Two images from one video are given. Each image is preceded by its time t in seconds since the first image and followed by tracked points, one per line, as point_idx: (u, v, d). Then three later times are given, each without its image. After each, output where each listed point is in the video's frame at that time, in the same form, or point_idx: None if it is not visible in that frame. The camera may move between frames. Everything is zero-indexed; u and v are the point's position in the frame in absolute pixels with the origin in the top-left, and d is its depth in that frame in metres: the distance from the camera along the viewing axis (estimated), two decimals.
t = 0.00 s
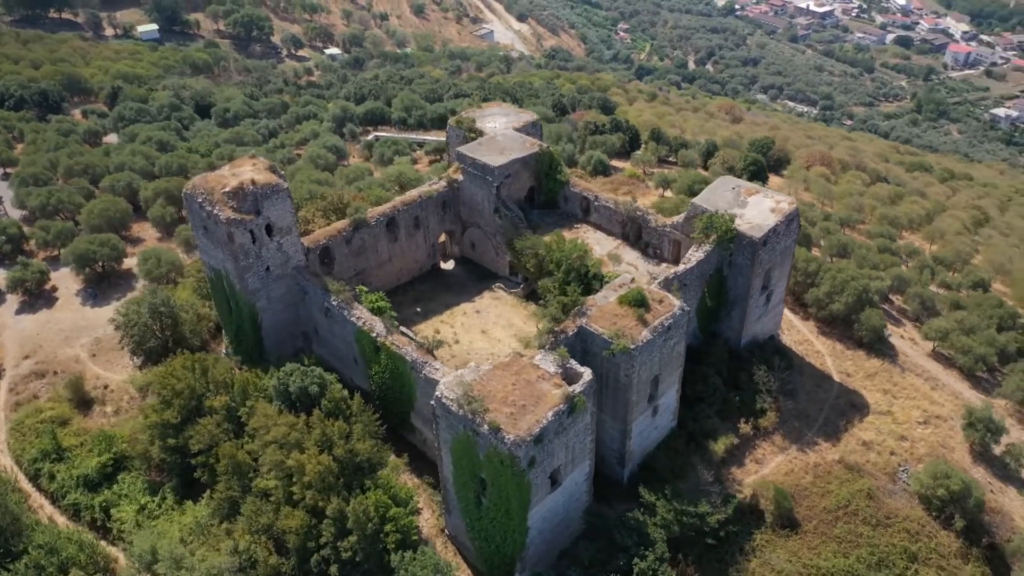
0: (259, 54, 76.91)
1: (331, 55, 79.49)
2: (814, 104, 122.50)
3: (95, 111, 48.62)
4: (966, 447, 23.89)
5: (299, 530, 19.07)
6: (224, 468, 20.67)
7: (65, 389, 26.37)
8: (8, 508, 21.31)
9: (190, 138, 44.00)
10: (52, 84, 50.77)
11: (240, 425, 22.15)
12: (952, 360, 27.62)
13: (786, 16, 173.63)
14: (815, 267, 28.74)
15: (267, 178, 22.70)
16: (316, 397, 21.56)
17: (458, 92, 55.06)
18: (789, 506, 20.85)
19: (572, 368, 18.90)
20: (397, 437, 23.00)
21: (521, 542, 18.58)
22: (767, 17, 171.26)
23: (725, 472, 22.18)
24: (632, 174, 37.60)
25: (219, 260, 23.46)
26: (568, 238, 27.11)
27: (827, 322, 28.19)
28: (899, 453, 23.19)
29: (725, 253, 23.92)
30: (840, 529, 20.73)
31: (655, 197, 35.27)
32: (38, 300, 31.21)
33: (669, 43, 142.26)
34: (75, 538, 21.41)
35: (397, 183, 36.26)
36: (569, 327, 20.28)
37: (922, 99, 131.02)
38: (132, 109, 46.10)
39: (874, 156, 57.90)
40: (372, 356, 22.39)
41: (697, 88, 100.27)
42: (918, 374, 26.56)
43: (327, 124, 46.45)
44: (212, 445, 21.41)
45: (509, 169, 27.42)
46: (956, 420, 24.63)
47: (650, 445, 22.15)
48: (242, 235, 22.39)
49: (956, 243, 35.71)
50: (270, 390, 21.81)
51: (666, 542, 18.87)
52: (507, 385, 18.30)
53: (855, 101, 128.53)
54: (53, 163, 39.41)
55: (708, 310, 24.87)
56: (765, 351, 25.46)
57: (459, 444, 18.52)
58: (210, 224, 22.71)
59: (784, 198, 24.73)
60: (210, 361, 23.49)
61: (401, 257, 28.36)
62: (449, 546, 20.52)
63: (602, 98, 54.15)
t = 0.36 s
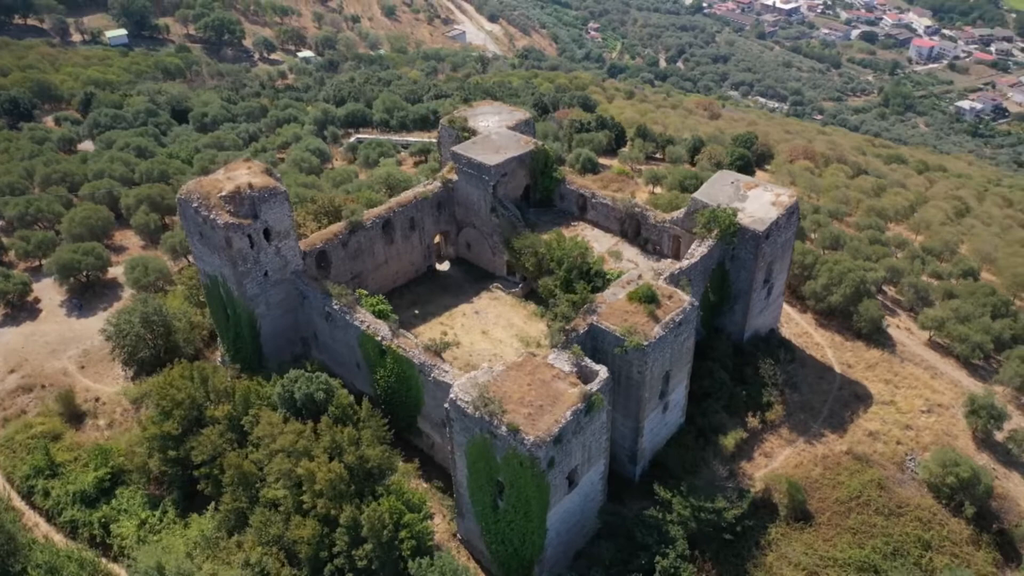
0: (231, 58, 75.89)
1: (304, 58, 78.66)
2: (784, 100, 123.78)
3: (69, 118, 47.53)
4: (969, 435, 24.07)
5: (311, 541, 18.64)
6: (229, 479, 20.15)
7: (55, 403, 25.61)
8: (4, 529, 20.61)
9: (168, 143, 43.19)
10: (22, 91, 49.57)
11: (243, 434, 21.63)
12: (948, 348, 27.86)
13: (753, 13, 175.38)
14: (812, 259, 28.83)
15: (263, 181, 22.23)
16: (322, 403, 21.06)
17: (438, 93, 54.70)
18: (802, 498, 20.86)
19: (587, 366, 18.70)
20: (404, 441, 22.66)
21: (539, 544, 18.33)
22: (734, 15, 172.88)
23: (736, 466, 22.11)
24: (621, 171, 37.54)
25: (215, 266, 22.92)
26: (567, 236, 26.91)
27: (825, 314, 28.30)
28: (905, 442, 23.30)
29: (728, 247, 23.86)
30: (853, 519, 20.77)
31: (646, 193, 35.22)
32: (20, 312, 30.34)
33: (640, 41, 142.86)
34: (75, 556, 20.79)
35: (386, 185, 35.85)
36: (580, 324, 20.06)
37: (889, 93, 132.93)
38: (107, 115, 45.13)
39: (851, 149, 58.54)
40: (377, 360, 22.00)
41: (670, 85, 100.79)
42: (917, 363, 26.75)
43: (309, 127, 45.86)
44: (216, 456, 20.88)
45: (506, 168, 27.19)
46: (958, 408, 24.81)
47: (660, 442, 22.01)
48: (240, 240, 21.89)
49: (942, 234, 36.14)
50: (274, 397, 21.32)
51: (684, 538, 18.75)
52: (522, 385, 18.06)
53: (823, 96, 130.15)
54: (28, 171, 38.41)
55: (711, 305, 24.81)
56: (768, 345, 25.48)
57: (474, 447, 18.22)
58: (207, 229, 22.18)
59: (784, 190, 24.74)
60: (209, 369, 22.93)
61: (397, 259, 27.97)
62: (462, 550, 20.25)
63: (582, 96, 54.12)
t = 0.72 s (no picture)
0: (203, 61, 74.71)
1: (279, 60, 77.66)
2: (756, 96, 124.75)
3: (42, 124, 46.37)
4: (974, 421, 24.21)
5: (327, 549, 18.18)
6: (237, 488, 19.60)
7: (46, 416, 24.81)
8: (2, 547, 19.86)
9: (148, 148, 42.29)
10: None
11: (248, 442, 21.09)
12: (947, 336, 28.05)
13: (722, 11, 176.73)
14: (810, 251, 28.87)
15: (262, 182, 21.71)
16: (330, 408, 20.54)
17: (419, 93, 54.23)
18: (817, 489, 20.81)
19: (603, 362, 18.45)
20: (412, 443, 22.27)
21: (560, 544, 18.05)
22: (703, 12, 174.03)
23: (749, 459, 22.01)
24: (612, 167, 37.40)
25: (213, 271, 22.33)
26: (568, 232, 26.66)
27: (825, 305, 28.35)
28: (913, 430, 23.37)
29: (732, 240, 23.75)
30: (868, 509, 20.77)
31: (639, 189, 35.10)
32: (4, 323, 29.43)
33: (612, 39, 143.09)
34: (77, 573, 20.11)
35: (375, 185, 35.36)
36: (592, 320, 19.80)
37: (858, 88, 134.64)
38: (83, 120, 44.08)
39: (831, 142, 59.00)
40: (384, 362, 21.57)
41: (645, 82, 101.05)
42: (917, 352, 26.88)
43: (291, 129, 45.19)
44: (221, 465, 20.33)
45: (503, 165, 26.89)
46: (962, 395, 24.95)
47: (672, 437, 21.82)
48: (240, 243, 21.34)
49: (931, 224, 36.45)
50: (280, 403, 20.79)
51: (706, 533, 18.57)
52: (539, 383, 17.76)
53: (794, 91, 131.50)
54: (4, 179, 37.36)
55: (715, 298, 24.69)
56: (772, 338, 25.43)
57: (492, 447, 17.89)
58: (204, 233, 21.61)
59: (785, 182, 24.70)
60: (210, 377, 22.35)
61: (395, 260, 27.54)
62: (477, 552, 19.94)
63: (565, 93, 53.98)
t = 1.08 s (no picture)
0: (178, 65, 73.49)
1: (255, 62, 76.59)
2: (731, 93, 125.40)
3: (17, 130, 45.22)
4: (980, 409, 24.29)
5: (342, 556, 17.74)
6: (246, 497, 19.09)
7: (38, 429, 24.04)
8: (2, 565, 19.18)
9: (129, 153, 41.39)
10: None
11: (254, 449, 20.57)
12: (946, 325, 28.17)
13: (694, 9, 177.63)
14: (809, 243, 28.87)
15: (262, 183, 21.22)
16: (340, 412, 20.08)
17: (403, 94, 53.74)
18: (832, 482, 20.74)
19: (620, 359, 18.19)
20: (422, 446, 21.88)
21: (581, 544, 17.77)
22: (675, 11, 174.83)
23: (761, 453, 21.89)
24: (604, 164, 37.21)
25: (212, 275, 21.78)
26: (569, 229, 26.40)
27: (825, 297, 28.36)
28: (921, 420, 23.40)
29: (737, 233, 23.62)
30: (883, 499, 20.73)
31: (632, 184, 34.96)
32: None
33: (587, 38, 143.14)
34: None
35: (366, 185, 34.88)
36: (605, 317, 19.54)
37: (831, 83, 136.00)
38: (60, 126, 43.04)
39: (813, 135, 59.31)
40: (392, 364, 21.15)
41: (623, 81, 101.12)
42: (918, 342, 26.95)
43: (275, 131, 44.51)
44: (228, 474, 19.80)
45: (502, 163, 26.58)
46: (966, 383, 25.04)
47: (685, 433, 21.63)
48: (241, 246, 20.82)
49: (921, 215, 36.70)
50: (287, 408, 20.30)
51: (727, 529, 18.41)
52: (557, 381, 17.46)
53: (768, 88, 132.48)
54: None
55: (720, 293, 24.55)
56: (777, 331, 25.35)
57: (510, 448, 17.57)
58: (204, 236, 21.07)
59: (787, 174, 24.62)
60: (211, 385, 21.80)
61: (393, 261, 27.11)
62: (493, 555, 19.62)
63: (549, 91, 53.77)
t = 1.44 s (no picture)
0: (148, 71, 72.08)
1: (227, 66, 75.37)
2: (702, 90, 126.13)
3: None
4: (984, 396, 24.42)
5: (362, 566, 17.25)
6: (257, 509, 18.53)
7: (30, 445, 23.20)
8: None
9: (107, 159, 40.37)
10: None
11: (262, 459, 20.00)
12: (944, 314, 28.34)
13: (662, 7, 178.61)
14: (807, 236, 28.90)
15: (262, 186, 20.65)
16: (351, 418, 19.58)
17: (383, 95, 53.15)
18: (847, 473, 20.67)
19: (640, 355, 17.92)
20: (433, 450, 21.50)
21: (606, 545, 17.47)
22: (644, 9, 175.57)
23: (774, 446, 21.78)
24: (594, 161, 37.02)
25: (212, 281, 21.17)
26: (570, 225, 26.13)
27: (824, 289, 28.40)
28: (928, 408, 23.45)
29: (742, 226, 23.49)
30: (898, 489, 20.73)
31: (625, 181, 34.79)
32: None
33: (557, 37, 143.22)
34: None
35: (355, 187, 34.33)
36: (620, 313, 19.28)
37: (800, 79, 137.50)
38: (34, 133, 41.85)
39: (793, 129, 59.72)
40: (401, 368, 20.71)
41: (596, 79, 101.20)
42: (919, 331, 27.07)
43: (256, 134, 43.73)
44: (236, 485, 19.21)
45: (500, 160, 26.23)
46: (969, 371, 25.16)
47: (697, 429, 21.44)
48: (242, 250, 20.23)
49: (909, 206, 37.01)
50: (296, 416, 19.77)
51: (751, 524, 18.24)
52: (578, 380, 17.16)
53: (738, 84, 133.52)
54: None
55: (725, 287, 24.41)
56: (782, 324, 25.29)
57: (531, 449, 17.23)
58: (203, 242, 20.45)
59: (789, 166, 24.54)
60: (213, 394, 21.17)
61: (392, 263, 26.63)
62: (512, 558, 19.28)
63: (531, 90, 53.55)
